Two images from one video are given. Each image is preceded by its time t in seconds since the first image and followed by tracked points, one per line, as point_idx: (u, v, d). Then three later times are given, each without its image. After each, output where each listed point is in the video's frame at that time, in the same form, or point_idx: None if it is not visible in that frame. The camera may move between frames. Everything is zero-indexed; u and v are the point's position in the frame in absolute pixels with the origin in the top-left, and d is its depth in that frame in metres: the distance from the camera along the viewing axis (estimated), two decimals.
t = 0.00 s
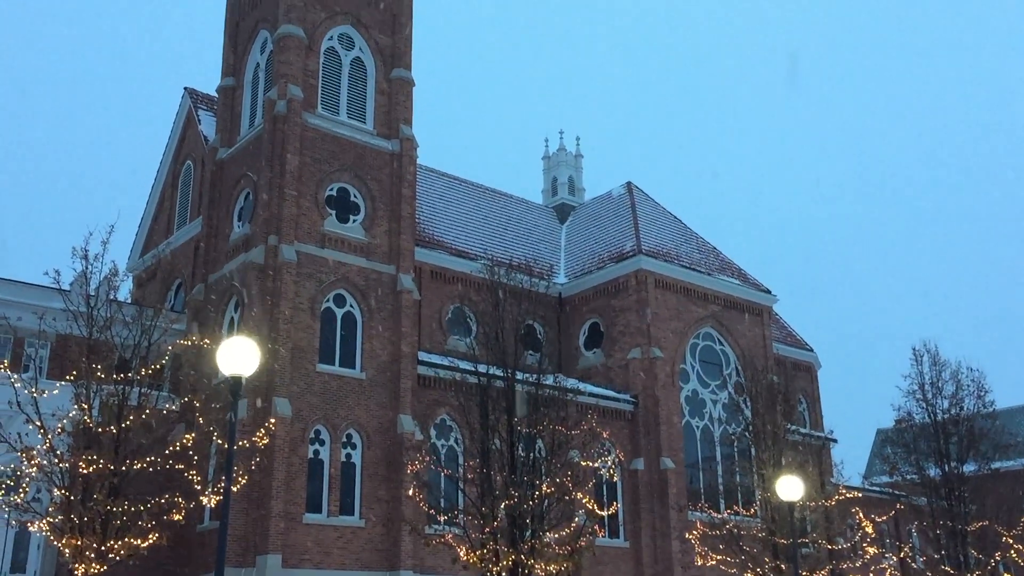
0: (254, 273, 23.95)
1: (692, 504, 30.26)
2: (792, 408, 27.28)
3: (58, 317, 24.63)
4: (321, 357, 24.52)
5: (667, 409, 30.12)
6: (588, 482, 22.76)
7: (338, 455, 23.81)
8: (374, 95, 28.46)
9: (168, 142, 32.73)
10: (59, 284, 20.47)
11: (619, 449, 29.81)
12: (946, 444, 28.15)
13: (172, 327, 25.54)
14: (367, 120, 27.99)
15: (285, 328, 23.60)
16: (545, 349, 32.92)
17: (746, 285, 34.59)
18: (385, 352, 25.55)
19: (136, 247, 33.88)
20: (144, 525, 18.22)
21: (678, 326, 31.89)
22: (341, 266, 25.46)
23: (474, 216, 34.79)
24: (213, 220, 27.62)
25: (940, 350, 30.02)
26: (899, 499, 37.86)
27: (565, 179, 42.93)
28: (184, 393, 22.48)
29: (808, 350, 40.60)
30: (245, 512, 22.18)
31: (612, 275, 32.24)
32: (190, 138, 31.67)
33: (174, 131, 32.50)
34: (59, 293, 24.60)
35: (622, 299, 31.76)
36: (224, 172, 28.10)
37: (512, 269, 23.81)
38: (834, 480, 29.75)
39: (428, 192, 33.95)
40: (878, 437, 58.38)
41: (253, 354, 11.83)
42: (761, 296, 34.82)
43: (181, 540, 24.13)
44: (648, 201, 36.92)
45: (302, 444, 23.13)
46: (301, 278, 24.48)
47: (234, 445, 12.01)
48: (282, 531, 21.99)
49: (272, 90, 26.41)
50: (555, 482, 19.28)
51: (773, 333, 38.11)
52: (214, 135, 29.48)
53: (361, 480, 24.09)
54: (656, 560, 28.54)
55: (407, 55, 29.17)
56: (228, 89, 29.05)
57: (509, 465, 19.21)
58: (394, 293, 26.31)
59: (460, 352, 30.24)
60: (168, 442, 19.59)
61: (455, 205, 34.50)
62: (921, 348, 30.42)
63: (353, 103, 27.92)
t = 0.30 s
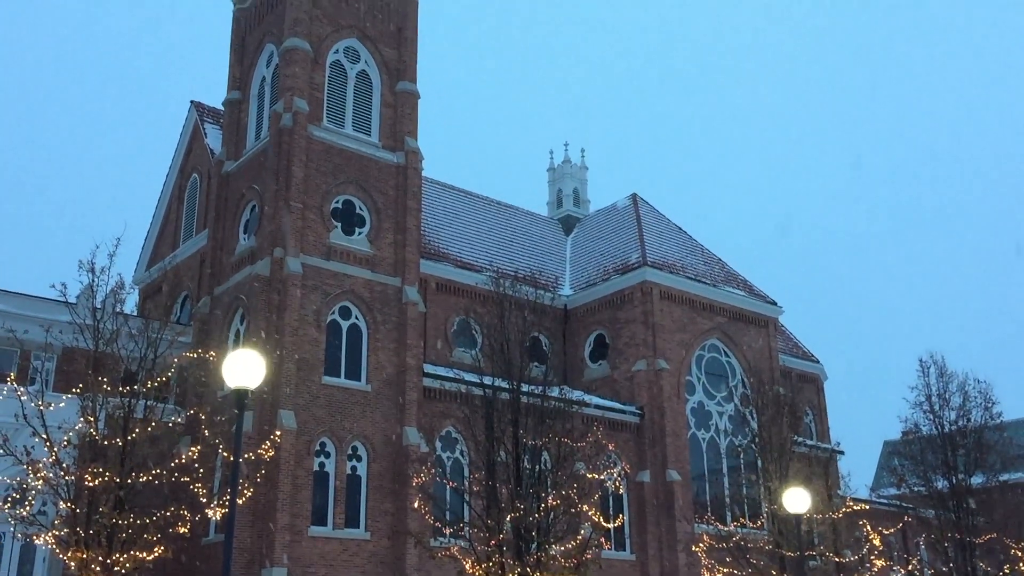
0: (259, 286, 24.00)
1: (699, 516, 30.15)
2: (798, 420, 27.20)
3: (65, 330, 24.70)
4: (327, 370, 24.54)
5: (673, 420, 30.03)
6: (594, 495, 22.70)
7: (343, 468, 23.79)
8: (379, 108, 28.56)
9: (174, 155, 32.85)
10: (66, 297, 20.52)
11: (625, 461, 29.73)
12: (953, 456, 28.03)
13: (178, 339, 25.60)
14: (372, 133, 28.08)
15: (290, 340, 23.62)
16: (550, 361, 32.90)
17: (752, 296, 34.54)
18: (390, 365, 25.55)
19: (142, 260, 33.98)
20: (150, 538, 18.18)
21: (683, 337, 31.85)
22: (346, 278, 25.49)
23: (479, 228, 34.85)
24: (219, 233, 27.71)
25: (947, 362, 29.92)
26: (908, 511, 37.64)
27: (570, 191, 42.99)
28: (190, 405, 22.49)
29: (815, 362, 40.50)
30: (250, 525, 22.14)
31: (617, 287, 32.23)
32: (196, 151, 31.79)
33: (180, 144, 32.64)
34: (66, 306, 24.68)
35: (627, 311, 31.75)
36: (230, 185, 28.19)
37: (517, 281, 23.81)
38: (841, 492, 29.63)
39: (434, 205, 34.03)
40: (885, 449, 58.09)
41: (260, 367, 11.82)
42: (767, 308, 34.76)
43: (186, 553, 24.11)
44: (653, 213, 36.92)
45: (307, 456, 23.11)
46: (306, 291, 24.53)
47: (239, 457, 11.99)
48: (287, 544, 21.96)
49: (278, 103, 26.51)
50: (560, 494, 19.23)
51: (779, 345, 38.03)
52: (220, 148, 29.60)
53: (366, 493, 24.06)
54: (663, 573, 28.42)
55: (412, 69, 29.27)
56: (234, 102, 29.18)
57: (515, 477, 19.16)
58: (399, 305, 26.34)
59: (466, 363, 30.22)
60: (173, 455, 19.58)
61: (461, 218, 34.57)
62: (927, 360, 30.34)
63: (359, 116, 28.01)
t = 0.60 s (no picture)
0: (265, 299, 24.04)
1: (705, 529, 30.03)
2: (805, 433, 27.10)
3: (71, 342, 24.74)
4: (332, 382, 24.54)
5: (679, 432, 29.94)
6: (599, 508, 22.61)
7: (348, 480, 23.76)
8: (385, 120, 28.65)
9: (180, 168, 32.97)
10: (72, 310, 20.57)
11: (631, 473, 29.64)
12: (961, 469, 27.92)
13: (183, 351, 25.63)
14: (378, 145, 28.16)
15: (296, 353, 23.63)
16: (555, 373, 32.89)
17: (757, 308, 34.49)
18: (396, 377, 25.55)
19: (148, 272, 34.06)
20: (155, 551, 18.14)
21: (689, 349, 31.80)
22: (352, 291, 25.53)
23: (485, 240, 34.90)
24: (225, 246, 27.77)
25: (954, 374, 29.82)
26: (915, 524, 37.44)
27: (575, 203, 43.04)
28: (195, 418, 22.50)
29: (821, 374, 40.39)
30: (255, 538, 22.09)
31: (623, 299, 32.22)
32: (202, 164, 31.91)
33: (186, 157, 32.76)
34: (72, 318, 24.74)
35: (632, 323, 31.73)
36: (235, 198, 28.27)
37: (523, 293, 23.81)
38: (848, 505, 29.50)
39: (439, 217, 34.08)
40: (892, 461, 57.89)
41: (265, 379, 11.81)
42: (773, 320, 34.69)
43: (191, 566, 24.07)
44: (659, 225, 36.92)
45: (313, 469, 23.08)
46: (312, 303, 24.55)
47: (243, 470, 11.97)
48: (292, 557, 21.91)
49: (283, 116, 26.61)
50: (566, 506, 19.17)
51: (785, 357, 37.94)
52: (226, 161, 29.71)
53: (372, 505, 24.02)
54: None
55: (417, 82, 29.38)
56: (240, 115, 29.29)
57: (520, 489, 19.11)
58: (405, 317, 26.36)
59: (471, 376, 30.21)
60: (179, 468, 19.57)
61: (467, 230, 34.60)
62: (934, 371, 30.25)
63: (364, 129, 28.10)
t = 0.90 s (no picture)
0: (270, 312, 24.08)
1: (711, 543, 29.91)
2: (810, 446, 26.99)
3: (76, 355, 24.78)
4: (337, 396, 24.54)
5: (685, 445, 29.85)
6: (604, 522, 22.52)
7: (353, 494, 23.73)
8: (389, 134, 28.74)
9: (186, 181, 33.08)
10: (78, 323, 20.60)
11: (636, 487, 29.53)
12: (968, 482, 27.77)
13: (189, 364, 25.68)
14: (382, 159, 28.24)
15: (301, 366, 23.64)
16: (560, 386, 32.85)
17: (762, 321, 34.42)
18: (400, 391, 25.53)
19: (153, 286, 34.14)
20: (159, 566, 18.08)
21: (694, 362, 31.74)
22: (356, 304, 25.55)
23: (490, 253, 34.95)
24: (231, 258, 27.83)
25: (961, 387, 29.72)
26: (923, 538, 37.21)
27: (579, 216, 43.08)
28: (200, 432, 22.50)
29: (827, 387, 40.26)
30: (260, 551, 22.03)
31: (627, 312, 32.19)
32: (208, 178, 32.01)
33: (192, 171, 32.88)
34: (77, 332, 24.81)
35: (637, 335, 31.70)
36: (241, 211, 28.36)
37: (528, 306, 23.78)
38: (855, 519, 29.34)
39: (444, 230, 34.14)
40: (899, 474, 57.56)
41: (269, 392, 11.81)
42: (778, 332, 34.63)
43: None
44: (663, 237, 36.93)
45: (317, 482, 23.05)
46: (317, 316, 24.58)
47: (247, 485, 11.90)
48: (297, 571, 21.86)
49: (289, 130, 26.70)
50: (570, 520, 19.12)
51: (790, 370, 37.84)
52: (232, 175, 29.83)
53: (376, 519, 23.96)
54: None
55: (422, 95, 29.49)
56: (245, 129, 29.41)
57: (525, 503, 19.06)
58: (409, 330, 26.36)
59: (476, 389, 30.18)
60: (184, 482, 19.54)
61: (471, 243, 34.65)
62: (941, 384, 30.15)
63: (369, 143, 28.19)
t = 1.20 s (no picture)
0: (274, 326, 24.09)
1: (717, 557, 29.76)
2: (816, 460, 26.86)
3: (81, 370, 24.81)
4: (341, 409, 24.51)
5: (689, 459, 29.75)
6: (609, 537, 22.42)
7: (357, 508, 23.67)
8: (393, 148, 28.82)
9: (190, 196, 33.19)
10: (82, 337, 20.62)
11: (641, 501, 29.41)
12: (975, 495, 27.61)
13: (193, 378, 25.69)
14: (386, 173, 28.31)
15: (305, 380, 23.64)
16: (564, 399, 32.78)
17: (767, 334, 34.36)
18: (404, 404, 25.51)
19: (158, 300, 34.20)
20: None
21: (699, 375, 31.67)
22: (361, 317, 25.57)
23: (494, 267, 34.98)
24: (235, 272, 27.88)
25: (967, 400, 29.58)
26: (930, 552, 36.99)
27: (583, 230, 43.11)
28: (204, 446, 22.48)
29: (832, 400, 40.14)
30: (264, 566, 21.96)
31: (632, 325, 32.15)
32: (213, 192, 32.10)
33: (197, 186, 32.97)
34: (82, 346, 24.85)
35: (641, 348, 31.66)
36: (245, 225, 28.43)
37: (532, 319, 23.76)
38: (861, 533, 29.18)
39: (449, 243, 34.19)
40: (905, 488, 57.27)
41: (272, 406, 11.80)
42: (783, 345, 34.56)
43: None
44: (667, 250, 36.93)
45: (321, 496, 23.01)
46: (321, 330, 24.59)
47: (251, 499, 11.82)
48: None
49: (293, 144, 26.78)
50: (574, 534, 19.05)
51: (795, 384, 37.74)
52: (236, 189, 29.93)
53: (380, 533, 23.89)
54: None
55: (426, 109, 29.58)
56: (250, 143, 29.51)
57: (529, 517, 18.99)
58: (413, 343, 26.36)
59: (480, 402, 30.15)
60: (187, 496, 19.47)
61: (476, 256, 34.70)
62: (946, 397, 30.03)
63: (373, 157, 28.27)
